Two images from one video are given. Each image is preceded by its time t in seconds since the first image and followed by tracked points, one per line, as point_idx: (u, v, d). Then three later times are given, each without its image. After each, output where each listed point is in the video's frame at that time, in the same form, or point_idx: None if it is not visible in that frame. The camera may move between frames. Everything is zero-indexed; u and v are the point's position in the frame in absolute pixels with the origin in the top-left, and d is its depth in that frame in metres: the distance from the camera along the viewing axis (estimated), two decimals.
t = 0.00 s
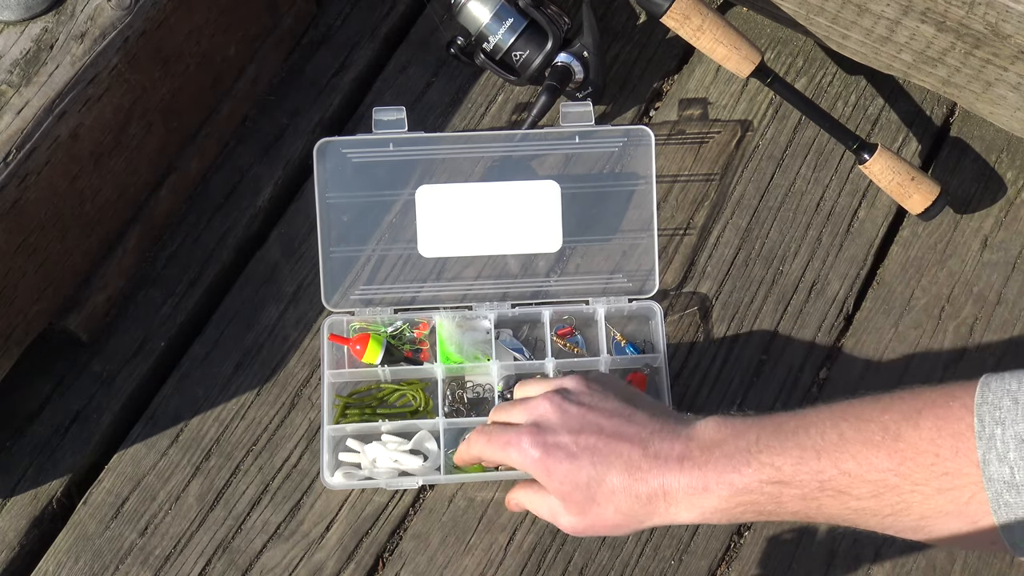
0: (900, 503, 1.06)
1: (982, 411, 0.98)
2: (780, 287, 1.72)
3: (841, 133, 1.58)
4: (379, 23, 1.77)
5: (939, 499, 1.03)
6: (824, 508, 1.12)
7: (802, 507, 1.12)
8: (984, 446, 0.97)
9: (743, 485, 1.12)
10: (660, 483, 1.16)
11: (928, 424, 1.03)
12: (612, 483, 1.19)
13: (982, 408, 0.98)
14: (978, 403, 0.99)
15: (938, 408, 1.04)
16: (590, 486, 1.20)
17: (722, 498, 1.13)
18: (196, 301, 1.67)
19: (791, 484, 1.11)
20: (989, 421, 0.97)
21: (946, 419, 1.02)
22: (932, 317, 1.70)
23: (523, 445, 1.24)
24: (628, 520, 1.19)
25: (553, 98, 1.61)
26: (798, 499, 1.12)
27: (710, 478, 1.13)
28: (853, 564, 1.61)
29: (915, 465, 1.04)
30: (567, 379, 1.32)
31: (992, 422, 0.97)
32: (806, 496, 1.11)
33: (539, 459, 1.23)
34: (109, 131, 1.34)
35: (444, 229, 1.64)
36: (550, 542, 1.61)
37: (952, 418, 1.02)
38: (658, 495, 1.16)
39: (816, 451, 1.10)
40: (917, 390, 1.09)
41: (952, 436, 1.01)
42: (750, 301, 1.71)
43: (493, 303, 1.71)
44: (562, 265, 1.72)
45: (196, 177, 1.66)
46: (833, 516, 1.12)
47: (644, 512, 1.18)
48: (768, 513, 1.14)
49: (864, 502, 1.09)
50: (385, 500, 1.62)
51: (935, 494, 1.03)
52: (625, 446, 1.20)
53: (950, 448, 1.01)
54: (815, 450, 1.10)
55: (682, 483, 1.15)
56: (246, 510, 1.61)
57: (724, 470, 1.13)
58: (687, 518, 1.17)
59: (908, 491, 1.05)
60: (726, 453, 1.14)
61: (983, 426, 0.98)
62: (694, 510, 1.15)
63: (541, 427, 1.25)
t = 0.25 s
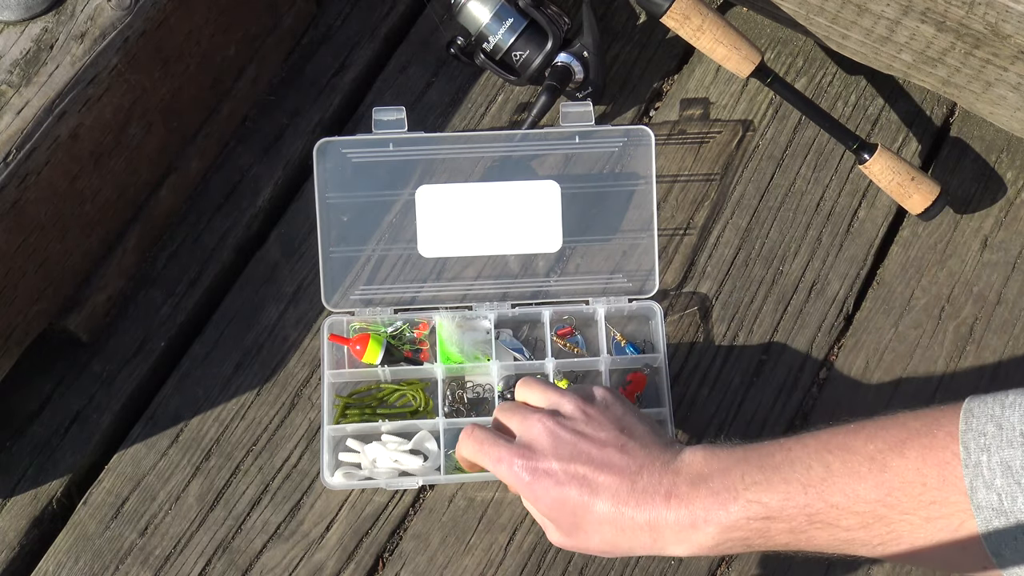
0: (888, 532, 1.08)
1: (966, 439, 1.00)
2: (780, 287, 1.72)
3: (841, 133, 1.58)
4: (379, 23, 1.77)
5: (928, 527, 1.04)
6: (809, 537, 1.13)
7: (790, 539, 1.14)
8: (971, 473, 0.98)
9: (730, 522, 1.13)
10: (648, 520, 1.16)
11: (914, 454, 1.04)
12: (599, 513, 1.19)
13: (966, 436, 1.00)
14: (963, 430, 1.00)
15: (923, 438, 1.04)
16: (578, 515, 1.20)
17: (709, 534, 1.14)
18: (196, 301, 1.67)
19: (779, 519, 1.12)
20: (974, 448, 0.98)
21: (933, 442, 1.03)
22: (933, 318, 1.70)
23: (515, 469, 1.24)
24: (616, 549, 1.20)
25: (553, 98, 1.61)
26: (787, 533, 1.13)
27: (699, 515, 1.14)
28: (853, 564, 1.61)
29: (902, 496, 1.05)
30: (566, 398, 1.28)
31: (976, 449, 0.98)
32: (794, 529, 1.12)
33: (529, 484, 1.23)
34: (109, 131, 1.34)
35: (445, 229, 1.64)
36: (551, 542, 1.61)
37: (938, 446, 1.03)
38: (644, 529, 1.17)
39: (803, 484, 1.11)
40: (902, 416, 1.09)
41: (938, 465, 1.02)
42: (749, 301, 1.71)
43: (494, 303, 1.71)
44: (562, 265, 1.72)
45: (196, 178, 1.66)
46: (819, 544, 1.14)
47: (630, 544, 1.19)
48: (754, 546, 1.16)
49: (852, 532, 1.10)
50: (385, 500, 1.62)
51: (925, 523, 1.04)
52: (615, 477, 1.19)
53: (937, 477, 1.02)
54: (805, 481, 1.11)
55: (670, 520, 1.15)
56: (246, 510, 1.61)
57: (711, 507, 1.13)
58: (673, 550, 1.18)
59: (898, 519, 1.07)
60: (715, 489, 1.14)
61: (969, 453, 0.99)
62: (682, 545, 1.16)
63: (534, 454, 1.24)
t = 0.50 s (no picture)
0: (876, 528, 1.07)
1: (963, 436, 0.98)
2: (780, 287, 1.72)
3: (841, 133, 1.58)
4: (379, 23, 1.77)
5: (917, 524, 1.03)
6: (794, 526, 1.11)
7: (776, 527, 1.12)
8: (965, 471, 0.97)
9: (717, 505, 1.11)
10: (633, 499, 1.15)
11: (908, 448, 1.05)
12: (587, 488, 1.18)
13: (964, 433, 0.98)
14: (960, 428, 0.99)
15: (919, 435, 1.04)
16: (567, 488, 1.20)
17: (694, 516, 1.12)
18: (196, 302, 1.67)
19: (765, 505, 1.11)
20: (970, 446, 0.97)
21: (928, 438, 1.03)
22: (933, 318, 1.70)
23: (510, 434, 1.25)
24: (598, 528, 1.19)
25: (553, 98, 1.61)
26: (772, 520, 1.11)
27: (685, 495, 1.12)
28: (854, 564, 1.61)
29: (893, 488, 1.05)
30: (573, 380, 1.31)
31: (973, 447, 0.97)
32: (781, 516, 1.11)
33: (523, 452, 1.23)
34: (109, 131, 1.34)
35: (444, 229, 1.64)
36: (551, 542, 1.61)
37: (933, 443, 1.02)
38: (628, 508, 1.15)
39: (795, 474, 1.10)
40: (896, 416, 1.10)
41: (932, 460, 1.02)
42: (750, 301, 1.71)
43: (494, 303, 1.71)
44: (562, 265, 1.72)
45: (196, 177, 1.66)
46: (806, 537, 1.13)
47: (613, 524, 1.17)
48: (739, 535, 1.14)
49: (838, 526, 1.09)
50: (385, 500, 1.62)
51: (913, 518, 1.04)
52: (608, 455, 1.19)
53: (931, 472, 1.02)
54: (802, 475, 1.10)
55: (655, 503, 1.14)
56: (246, 510, 1.61)
57: (698, 490, 1.12)
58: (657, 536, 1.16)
59: (885, 514, 1.06)
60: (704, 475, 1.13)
61: (965, 451, 0.98)
62: (667, 528, 1.14)
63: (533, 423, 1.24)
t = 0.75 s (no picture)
0: (881, 511, 1.02)
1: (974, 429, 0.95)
2: (780, 287, 1.72)
3: (841, 133, 1.58)
4: (379, 23, 1.77)
5: (921, 510, 0.99)
6: (798, 504, 1.06)
7: (780, 505, 1.06)
8: (974, 461, 0.94)
9: (721, 476, 1.06)
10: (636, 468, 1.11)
11: (918, 434, 1.00)
12: (592, 454, 1.15)
13: (975, 423, 0.95)
14: (971, 418, 0.96)
15: (929, 422, 1.00)
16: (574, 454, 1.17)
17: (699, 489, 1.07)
18: (196, 302, 1.67)
19: (769, 479, 1.06)
20: (981, 437, 0.94)
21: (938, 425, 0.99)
22: (932, 318, 1.70)
23: (523, 407, 1.21)
24: (600, 498, 1.14)
25: (553, 98, 1.61)
26: (778, 497, 1.06)
27: (689, 464, 1.08)
28: (854, 564, 1.61)
29: (898, 471, 1.01)
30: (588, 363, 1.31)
31: (983, 438, 0.94)
32: (785, 492, 1.06)
33: (534, 420, 1.20)
34: (109, 131, 1.34)
35: (444, 229, 1.64)
36: (551, 542, 1.61)
37: (945, 430, 0.98)
38: (630, 474, 1.11)
39: (804, 453, 1.05)
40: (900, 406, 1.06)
41: (941, 448, 0.98)
42: (749, 301, 1.71)
43: (494, 303, 1.71)
44: (562, 265, 1.72)
45: (196, 177, 1.66)
46: (809, 519, 1.07)
47: (614, 492, 1.13)
48: (745, 513, 1.08)
49: (842, 506, 1.04)
50: (385, 500, 1.62)
51: (918, 503, 1.00)
52: (617, 426, 1.17)
53: (938, 458, 0.98)
54: (808, 455, 1.05)
55: (658, 472, 1.09)
56: (246, 510, 1.61)
57: (703, 460, 1.07)
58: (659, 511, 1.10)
59: (890, 498, 1.01)
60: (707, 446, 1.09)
61: (975, 441, 0.95)
62: (670, 500, 1.08)
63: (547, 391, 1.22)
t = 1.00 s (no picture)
0: (885, 483, 1.01)
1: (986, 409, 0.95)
2: (780, 287, 1.72)
3: (841, 133, 1.58)
4: (379, 23, 1.77)
5: (926, 484, 0.99)
6: (802, 468, 1.05)
7: (784, 468, 1.06)
8: (985, 442, 0.94)
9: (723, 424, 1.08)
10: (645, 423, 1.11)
11: (926, 410, 1.01)
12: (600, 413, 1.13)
13: (987, 405, 0.95)
14: (983, 400, 0.96)
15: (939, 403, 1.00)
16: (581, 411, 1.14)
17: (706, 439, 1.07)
18: (196, 302, 1.67)
19: (775, 439, 1.06)
20: (992, 419, 0.94)
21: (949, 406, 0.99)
22: (932, 318, 1.70)
23: (535, 369, 1.17)
24: (606, 453, 1.12)
25: (553, 98, 1.61)
26: (783, 459, 1.06)
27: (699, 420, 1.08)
28: (854, 563, 1.61)
29: (904, 444, 1.01)
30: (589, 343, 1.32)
31: (995, 420, 0.93)
32: (790, 454, 1.06)
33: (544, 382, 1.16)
34: (109, 131, 1.34)
35: (444, 229, 1.64)
36: (551, 541, 1.61)
37: (955, 411, 0.98)
38: (639, 429, 1.10)
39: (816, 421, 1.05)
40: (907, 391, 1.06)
41: (950, 426, 0.98)
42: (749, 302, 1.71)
43: (494, 304, 1.71)
44: (562, 265, 1.72)
45: (196, 177, 1.66)
46: (813, 488, 1.05)
47: (621, 445, 1.11)
48: (749, 472, 1.07)
49: (847, 475, 1.03)
50: (385, 500, 1.62)
51: (924, 478, 0.99)
52: (628, 388, 1.17)
53: (948, 436, 0.98)
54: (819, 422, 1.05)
55: (669, 425, 1.09)
56: (246, 510, 1.61)
57: (710, 418, 1.09)
58: (665, 468, 1.09)
59: (896, 470, 1.01)
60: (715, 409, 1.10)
61: (986, 423, 0.94)
62: (681, 449, 1.07)
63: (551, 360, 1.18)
